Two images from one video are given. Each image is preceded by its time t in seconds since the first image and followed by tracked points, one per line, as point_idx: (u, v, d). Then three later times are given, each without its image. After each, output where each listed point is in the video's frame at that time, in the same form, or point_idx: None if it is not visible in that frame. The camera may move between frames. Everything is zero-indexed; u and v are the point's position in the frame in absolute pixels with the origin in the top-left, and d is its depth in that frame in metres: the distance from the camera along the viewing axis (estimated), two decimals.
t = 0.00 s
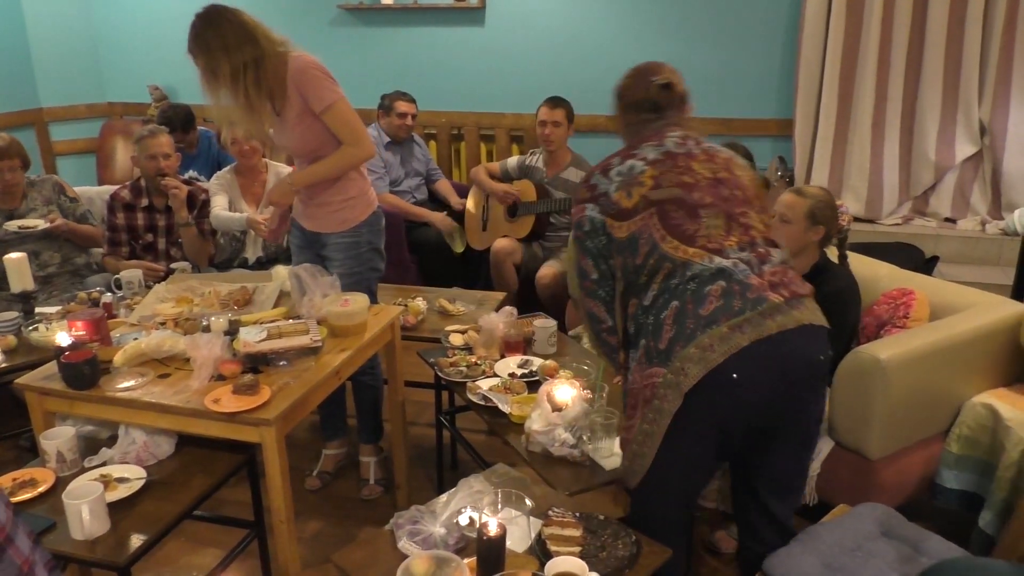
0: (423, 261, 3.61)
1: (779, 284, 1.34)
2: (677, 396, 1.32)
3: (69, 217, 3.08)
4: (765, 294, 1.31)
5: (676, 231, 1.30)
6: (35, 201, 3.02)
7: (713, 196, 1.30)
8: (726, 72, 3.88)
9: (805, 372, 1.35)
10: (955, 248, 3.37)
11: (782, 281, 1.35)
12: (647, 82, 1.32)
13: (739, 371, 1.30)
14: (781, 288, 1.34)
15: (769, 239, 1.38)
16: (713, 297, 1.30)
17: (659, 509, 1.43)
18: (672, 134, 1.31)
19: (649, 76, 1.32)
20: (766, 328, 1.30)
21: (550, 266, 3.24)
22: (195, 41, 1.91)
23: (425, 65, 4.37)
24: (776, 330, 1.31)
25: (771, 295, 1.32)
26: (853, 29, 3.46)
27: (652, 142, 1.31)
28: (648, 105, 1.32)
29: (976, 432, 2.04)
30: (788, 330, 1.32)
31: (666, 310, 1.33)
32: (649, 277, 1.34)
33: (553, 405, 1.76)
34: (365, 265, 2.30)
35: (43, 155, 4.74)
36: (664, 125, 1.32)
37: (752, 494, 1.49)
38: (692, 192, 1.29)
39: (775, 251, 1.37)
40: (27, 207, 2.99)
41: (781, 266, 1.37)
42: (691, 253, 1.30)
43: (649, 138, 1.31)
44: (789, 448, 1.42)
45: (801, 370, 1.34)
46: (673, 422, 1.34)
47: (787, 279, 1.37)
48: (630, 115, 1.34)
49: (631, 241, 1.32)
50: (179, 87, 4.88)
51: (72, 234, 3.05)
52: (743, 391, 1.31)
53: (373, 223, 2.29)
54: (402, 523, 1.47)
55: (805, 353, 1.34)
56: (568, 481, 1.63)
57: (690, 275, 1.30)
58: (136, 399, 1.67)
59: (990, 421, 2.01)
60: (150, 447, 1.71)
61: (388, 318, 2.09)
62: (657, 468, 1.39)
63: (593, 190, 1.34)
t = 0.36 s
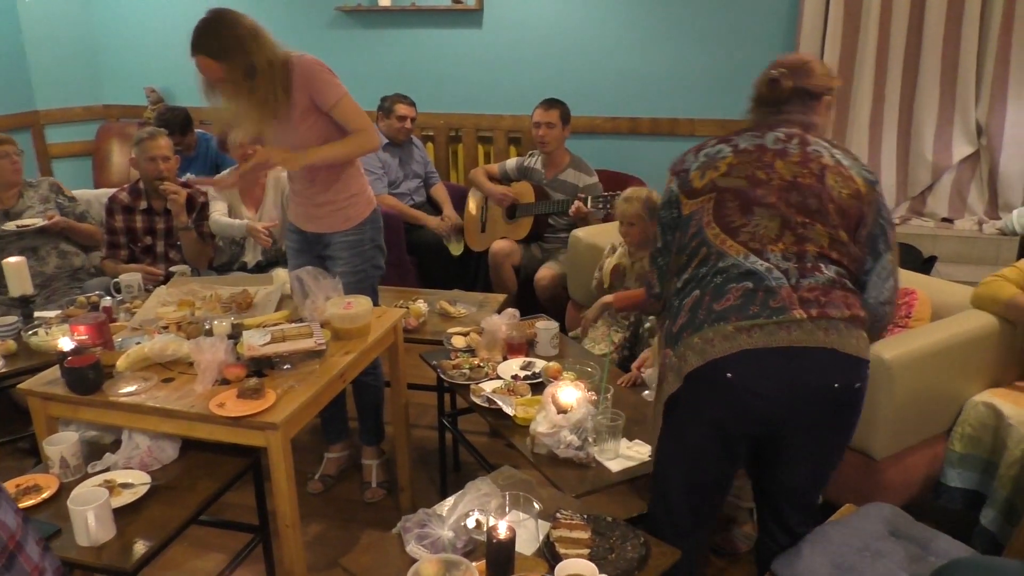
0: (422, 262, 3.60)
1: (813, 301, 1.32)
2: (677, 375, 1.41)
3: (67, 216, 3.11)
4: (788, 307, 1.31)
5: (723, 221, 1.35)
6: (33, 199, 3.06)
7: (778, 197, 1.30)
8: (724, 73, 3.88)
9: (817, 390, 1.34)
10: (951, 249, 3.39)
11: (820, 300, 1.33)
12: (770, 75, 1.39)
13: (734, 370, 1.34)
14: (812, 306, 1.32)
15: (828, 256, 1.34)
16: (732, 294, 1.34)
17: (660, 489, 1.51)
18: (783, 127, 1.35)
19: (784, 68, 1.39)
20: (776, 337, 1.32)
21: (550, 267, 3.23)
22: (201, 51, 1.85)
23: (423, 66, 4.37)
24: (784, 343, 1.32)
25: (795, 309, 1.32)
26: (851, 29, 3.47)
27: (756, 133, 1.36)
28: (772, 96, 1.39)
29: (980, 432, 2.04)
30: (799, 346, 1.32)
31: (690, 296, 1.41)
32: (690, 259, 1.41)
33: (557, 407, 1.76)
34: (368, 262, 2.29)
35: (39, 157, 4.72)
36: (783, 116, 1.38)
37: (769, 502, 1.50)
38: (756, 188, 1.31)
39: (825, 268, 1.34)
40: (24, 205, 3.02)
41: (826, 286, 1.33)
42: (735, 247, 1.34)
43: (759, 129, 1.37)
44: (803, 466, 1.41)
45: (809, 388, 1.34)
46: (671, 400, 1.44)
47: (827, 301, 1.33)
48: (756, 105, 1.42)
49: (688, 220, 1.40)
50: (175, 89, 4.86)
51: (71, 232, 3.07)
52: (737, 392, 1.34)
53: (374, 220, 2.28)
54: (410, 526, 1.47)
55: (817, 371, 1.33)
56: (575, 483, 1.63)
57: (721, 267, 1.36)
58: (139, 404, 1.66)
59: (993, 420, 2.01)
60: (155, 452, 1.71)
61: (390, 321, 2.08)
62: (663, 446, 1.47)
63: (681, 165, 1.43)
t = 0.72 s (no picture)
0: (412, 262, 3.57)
1: (813, 301, 1.38)
2: (676, 348, 1.55)
3: (55, 215, 3.09)
4: (785, 300, 1.39)
5: (756, 210, 1.45)
6: (21, 199, 3.03)
7: (814, 196, 1.39)
8: (715, 73, 3.89)
9: (800, 388, 1.38)
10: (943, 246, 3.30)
11: (819, 300, 1.38)
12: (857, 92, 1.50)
13: (719, 351, 1.44)
14: (809, 304, 1.38)
15: (844, 263, 1.39)
16: (737, 280, 1.45)
17: (660, 461, 1.62)
18: (852, 140, 1.45)
19: (873, 89, 1.48)
20: (766, 325, 1.40)
21: (541, 267, 3.23)
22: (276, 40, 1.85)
23: (414, 66, 4.36)
24: (772, 334, 1.39)
25: (791, 305, 1.38)
26: (841, 31, 3.49)
27: (825, 139, 1.46)
28: (855, 110, 1.49)
29: (972, 431, 2.03)
30: (785, 339, 1.38)
31: (707, 274, 1.53)
32: (721, 243, 1.53)
33: (551, 406, 1.76)
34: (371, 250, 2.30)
35: (27, 156, 4.68)
36: (862, 130, 1.48)
37: (765, 497, 1.55)
38: (797, 184, 1.41)
39: (835, 273, 1.39)
40: (12, 205, 3.00)
41: (830, 290, 1.38)
42: (757, 235, 1.44)
43: (831, 137, 1.47)
44: (790, 462, 1.46)
45: (791, 382, 1.39)
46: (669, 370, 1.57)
47: (827, 304, 1.38)
48: (842, 120, 1.52)
49: (731, 206, 1.52)
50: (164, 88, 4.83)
51: (60, 231, 3.05)
52: (720, 371, 1.44)
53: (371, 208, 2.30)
54: (402, 525, 1.46)
55: (801, 367, 1.39)
56: (568, 482, 1.62)
57: (739, 251, 1.46)
58: (129, 403, 1.65)
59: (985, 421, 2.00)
60: (145, 452, 1.70)
61: (382, 319, 2.07)
62: (668, 420, 1.59)
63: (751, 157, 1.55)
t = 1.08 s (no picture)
0: (413, 265, 3.58)
1: (819, 300, 1.41)
2: (683, 337, 1.57)
3: (57, 217, 3.09)
4: (792, 297, 1.42)
5: (775, 208, 1.47)
6: (23, 201, 3.04)
7: (833, 200, 1.41)
8: (716, 77, 3.90)
9: (800, 386, 1.41)
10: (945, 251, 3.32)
11: (826, 299, 1.41)
12: (893, 108, 1.49)
13: (724, 342, 1.47)
14: (816, 303, 1.41)
15: (853, 267, 1.42)
16: (748, 273, 1.48)
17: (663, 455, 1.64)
18: (881, 152, 1.46)
19: (909, 105, 1.48)
20: (771, 320, 1.42)
21: (542, 270, 3.22)
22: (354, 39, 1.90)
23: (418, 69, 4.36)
24: (777, 329, 1.42)
25: (797, 302, 1.41)
26: (841, 36, 3.50)
27: (855, 148, 1.47)
28: (888, 125, 1.48)
29: (981, 442, 2.01)
30: (789, 335, 1.41)
31: (720, 266, 1.56)
32: (738, 238, 1.56)
33: (551, 410, 1.76)
34: (382, 253, 2.34)
35: (29, 158, 4.70)
36: (894, 145, 1.48)
37: (764, 493, 1.58)
38: (818, 187, 1.43)
39: (845, 276, 1.42)
40: (14, 207, 3.01)
41: (838, 290, 1.41)
42: (773, 231, 1.47)
43: (861, 146, 1.48)
44: (790, 458, 1.48)
45: (793, 378, 1.41)
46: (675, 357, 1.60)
47: (833, 304, 1.41)
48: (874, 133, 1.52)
49: (752, 203, 1.55)
50: (166, 90, 4.84)
51: (61, 232, 3.06)
52: (723, 361, 1.47)
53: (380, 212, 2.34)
54: (400, 529, 1.46)
55: (803, 364, 1.41)
56: (568, 487, 1.62)
57: (754, 247, 1.49)
58: (129, 406, 1.65)
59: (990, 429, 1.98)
60: (144, 454, 1.71)
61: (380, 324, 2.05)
62: (671, 412, 1.61)
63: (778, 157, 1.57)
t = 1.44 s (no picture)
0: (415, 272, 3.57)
1: (820, 307, 1.40)
2: (684, 343, 1.56)
3: (59, 224, 3.10)
4: (792, 304, 1.41)
5: (775, 217, 1.46)
6: (26, 209, 3.05)
7: (833, 208, 1.40)
8: (719, 84, 3.89)
9: (800, 393, 1.40)
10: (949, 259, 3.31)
11: (827, 307, 1.40)
12: (891, 119, 1.48)
13: (724, 348, 1.46)
14: (817, 309, 1.40)
15: (853, 275, 1.41)
16: (749, 280, 1.47)
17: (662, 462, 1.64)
18: (881, 162, 1.45)
19: (908, 117, 1.46)
20: (772, 327, 1.42)
21: (544, 278, 3.21)
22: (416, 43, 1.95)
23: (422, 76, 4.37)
24: (778, 336, 1.41)
25: (798, 309, 1.40)
26: (844, 44, 3.50)
27: (855, 158, 1.46)
28: (886, 137, 1.47)
29: (977, 448, 1.99)
30: (790, 341, 1.40)
31: (721, 274, 1.56)
32: (738, 245, 1.55)
33: (548, 421, 1.74)
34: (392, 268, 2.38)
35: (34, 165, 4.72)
36: (892, 156, 1.47)
37: (763, 500, 1.57)
38: (818, 196, 1.42)
39: (845, 284, 1.41)
40: (17, 215, 3.02)
41: (838, 298, 1.40)
42: (772, 239, 1.46)
43: (861, 156, 1.47)
44: (790, 466, 1.47)
45: (794, 385, 1.40)
46: (675, 364, 1.59)
47: (834, 311, 1.40)
48: (873, 145, 1.51)
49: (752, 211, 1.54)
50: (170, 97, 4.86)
51: (63, 240, 3.06)
52: (725, 367, 1.46)
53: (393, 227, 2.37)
54: (396, 542, 1.46)
55: (804, 371, 1.40)
56: (566, 498, 1.60)
57: (755, 255, 1.48)
58: (126, 416, 1.65)
59: (988, 436, 1.96)
60: (142, 464, 1.71)
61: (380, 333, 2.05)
62: (671, 419, 1.60)
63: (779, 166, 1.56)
